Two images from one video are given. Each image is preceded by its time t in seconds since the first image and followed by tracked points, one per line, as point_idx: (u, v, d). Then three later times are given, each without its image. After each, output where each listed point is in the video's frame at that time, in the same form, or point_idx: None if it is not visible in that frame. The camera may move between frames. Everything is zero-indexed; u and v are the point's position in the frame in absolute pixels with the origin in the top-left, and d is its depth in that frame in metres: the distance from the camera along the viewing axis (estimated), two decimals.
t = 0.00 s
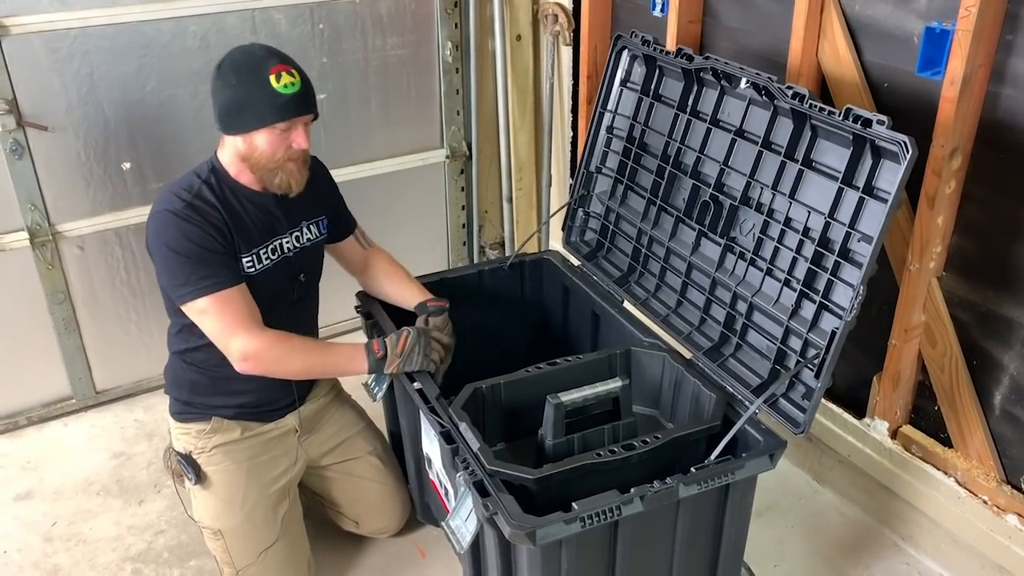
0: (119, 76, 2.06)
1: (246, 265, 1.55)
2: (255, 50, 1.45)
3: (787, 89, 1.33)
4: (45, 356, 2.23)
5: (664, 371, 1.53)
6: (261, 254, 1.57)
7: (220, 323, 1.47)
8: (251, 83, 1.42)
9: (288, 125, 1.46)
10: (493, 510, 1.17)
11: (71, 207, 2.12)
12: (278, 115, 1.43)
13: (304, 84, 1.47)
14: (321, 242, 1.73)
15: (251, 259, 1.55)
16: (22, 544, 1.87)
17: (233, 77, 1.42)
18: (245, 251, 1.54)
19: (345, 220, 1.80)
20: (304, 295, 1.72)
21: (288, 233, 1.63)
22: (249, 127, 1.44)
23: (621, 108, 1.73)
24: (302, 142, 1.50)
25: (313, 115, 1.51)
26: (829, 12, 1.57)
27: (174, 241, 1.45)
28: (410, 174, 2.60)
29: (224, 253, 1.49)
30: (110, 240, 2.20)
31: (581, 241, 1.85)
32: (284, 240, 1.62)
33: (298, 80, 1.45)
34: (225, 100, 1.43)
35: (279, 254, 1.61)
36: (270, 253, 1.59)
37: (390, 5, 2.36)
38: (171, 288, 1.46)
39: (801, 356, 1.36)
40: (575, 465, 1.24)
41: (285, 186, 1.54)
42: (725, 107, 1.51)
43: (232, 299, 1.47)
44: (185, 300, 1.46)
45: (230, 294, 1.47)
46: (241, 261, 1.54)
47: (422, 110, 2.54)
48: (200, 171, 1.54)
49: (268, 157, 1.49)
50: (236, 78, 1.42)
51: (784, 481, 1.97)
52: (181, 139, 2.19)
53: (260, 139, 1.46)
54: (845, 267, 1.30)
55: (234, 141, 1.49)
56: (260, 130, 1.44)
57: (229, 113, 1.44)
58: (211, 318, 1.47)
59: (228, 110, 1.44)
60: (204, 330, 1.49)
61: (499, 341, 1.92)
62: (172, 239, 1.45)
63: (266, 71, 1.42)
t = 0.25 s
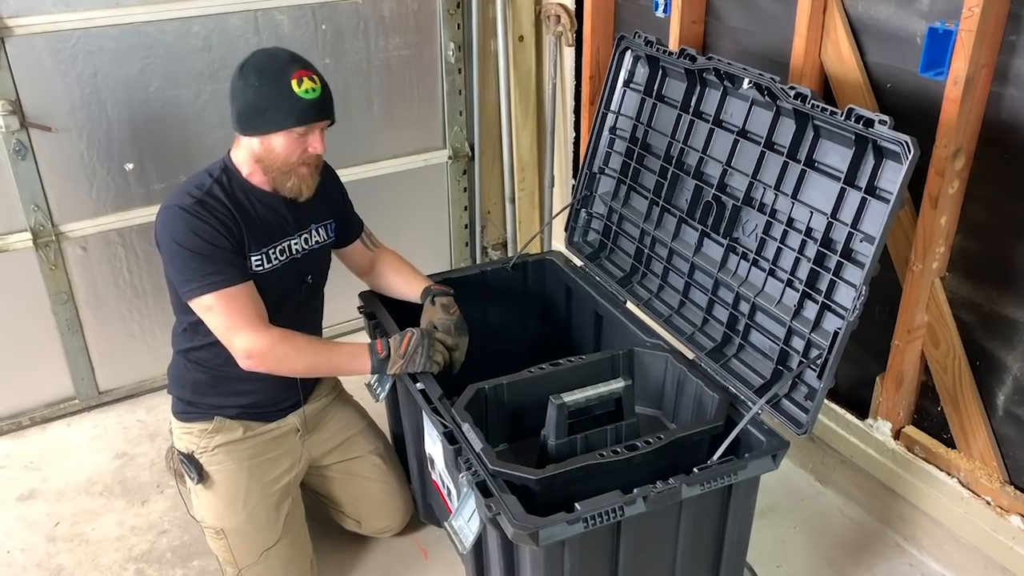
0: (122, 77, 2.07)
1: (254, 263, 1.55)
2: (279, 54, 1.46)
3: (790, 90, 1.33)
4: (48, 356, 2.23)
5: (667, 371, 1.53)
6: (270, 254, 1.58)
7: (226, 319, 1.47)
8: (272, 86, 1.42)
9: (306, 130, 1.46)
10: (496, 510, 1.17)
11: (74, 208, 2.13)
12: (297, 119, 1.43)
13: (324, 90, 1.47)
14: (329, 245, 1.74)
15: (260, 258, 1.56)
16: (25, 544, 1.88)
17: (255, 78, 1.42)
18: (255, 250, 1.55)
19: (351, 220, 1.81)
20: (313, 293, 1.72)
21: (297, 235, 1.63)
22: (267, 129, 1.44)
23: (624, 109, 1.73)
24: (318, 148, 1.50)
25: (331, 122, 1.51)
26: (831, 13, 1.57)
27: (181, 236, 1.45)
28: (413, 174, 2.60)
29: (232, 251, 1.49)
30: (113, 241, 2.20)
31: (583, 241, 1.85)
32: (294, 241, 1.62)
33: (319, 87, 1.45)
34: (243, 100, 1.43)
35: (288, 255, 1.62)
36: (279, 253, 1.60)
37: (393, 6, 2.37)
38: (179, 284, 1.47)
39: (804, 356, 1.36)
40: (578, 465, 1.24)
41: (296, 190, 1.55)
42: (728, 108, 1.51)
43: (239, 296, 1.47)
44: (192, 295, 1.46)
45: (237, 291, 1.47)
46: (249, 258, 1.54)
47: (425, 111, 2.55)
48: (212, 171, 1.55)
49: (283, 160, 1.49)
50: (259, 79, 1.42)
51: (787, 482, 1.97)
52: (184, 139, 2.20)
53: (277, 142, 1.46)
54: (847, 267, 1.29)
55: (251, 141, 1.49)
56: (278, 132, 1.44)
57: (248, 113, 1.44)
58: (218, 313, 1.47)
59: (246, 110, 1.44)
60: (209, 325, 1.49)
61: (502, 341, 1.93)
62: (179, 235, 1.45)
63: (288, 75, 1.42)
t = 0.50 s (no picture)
0: (124, 77, 2.07)
1: (260, 259, 1.55)
2: (296, 54, 1.46)
3: (793, 90, 1.33)
4: (50, 356, 2.23)
5: (669, 372, 1.53)
6: (275, 250, 1.58)
7: (230, 316, 1.47)
8: (285, 84, 1.42)
9: (316, 129, 1.46)
10: (499, 510, 1.17)
11: (76, 208, 2.13)
12: (308, 119, 1.43)
13: (337, 92, 1.48)
14: (333, 244, 1.74)
15: (266, 255, 1.56)
16: (28, 544, 1.88)
17: (270, 76, 1.43)
18: (261, 247, 1.55)
19: (353, 219, 1.80)
20: (312, 296, 1.72)
21: (302, 232, 1.63)
22: (278, 125, 1.44)
23: (626, 109, 1.73)
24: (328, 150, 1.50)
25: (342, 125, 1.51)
26: (834, 13, 1.57)
27: (189, 232, 1.45)
28: (415, 175, 2.60)
29: (240, 248, 1.49)
30: (115, 241, 2.20)
31: (585, 241, 1.85)
32: (299, 239, 1.62)
33: (332, 89, 1.46)
34: (256, 96, 1.44)
35: (293, 253, 1.62)
36: (284, 251, 1.60)
37: (395, 6, 2.37)
38: (186, 280, 1.46)
39: (807, 357, 1.36)
40: (580, 465, 1.24)
41: (303, 188, 1.55)
42: (731, 108, 1.51)
43: (244, 293, 1.47)
44: (197, 292, 1.46)
45: (242, 288, 1.47)
46: (256, 255, 1.54)
47: (427, 111, 2.55)
48: (219, 167, 1.55)
49: (292, 157, 1.49)
50: (273, 77, 1.43)
51: (789, 483, 1.97)
52: (186, 139, 2.20)
53: (287, 140, 1.47)
54: (850, 268, 1.29)
55: (262, 137, 1.49)
56: (288, 129, 1.44)
57: (260, 109, 1.44)
58: (222, 310, 1.47)
59: (257, 106, 1.44)
60: (213, 321, 1.49)
61: (504, 341, 1.93)
62: (188, 231, 1.45)
63: (303, 75, 1.43)
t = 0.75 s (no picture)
0: (128, 76, 2.07)
1: (269, 261, 1.56)
2: (297, 48, 1.48)
3: (797, 90, 1.33)
4: (53, 355, 2.24)
5: (672, 372, 1.53)
6: (284, 250, 1.59)
7: (231, 318, 1.46)
8: (290, 78, 1.43)
9: (325, 118, 1.47)
10: (501, 510, 1.17)
11: (80, 207, 2.13)
12: (316, 107, 1.44)
13: (341, 81, 1.49)
14: (338, 242, 1.75)
15: (275, 256, 1.57)
16: (31, 542, 1.88)
17: (275, 71, 1.44)
18: (270, 248, 1.56)
19: (358, 217, 1.81)
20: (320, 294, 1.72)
21: (309, 231, 1.64)
22: (286, 120, 1.45)
23: (630, 109, 1.73)
24: (338, 139, 1.51)
25: (348, 113, 1.52)
26: (837, 13, 1.57)
27: (202, 233, 1.45)
28: (418, 174, 2.60)
29: (251, 250, 1.49)
30: (118, 240, 2.21)
31: (588, 241, 1.85)
32: (307, 237, 1.64)
33: (336, 76, 1.47)
34: (264, 93, 1.45)
35: (302, 251, 1.63)
36: (294, 250, 1.61)
37: (398, 5, 2.37)
38: (195, 281, 1.46)
39: (810, 357, 1.36)
40: (582, 465, 1.24)
41: (313, 184, 1.55)
42: (734, 108, 1.51)
43: (243, 295, 1.46)
44: (202, 294, 1.46)
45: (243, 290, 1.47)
46: (266, 257, 1.55)
47: (429, 111, 2.55)
48: (231, 166, 1.55)
49: (303, 151, 1.49)
50: (279, 72, 1.44)
51: (792, 483, 1.96)
52: (189, 138, 2.20)
53: (296, 132, 1.47)
54: (853, 268, 1.29)
55: (270, 135, 1.50)
56: (298, 121, 1.45)
57: (267, 106, 1.45)
58: (223, 313, 1.46)
59: (265, 103, 1.45)
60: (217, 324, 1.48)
61: (506, 341, 1.92)
62: (201, 232, 1.45)
63: (306, 67, 1.44)
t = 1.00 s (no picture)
0: (129, 74, 2.07)
1: (281, 257, 1.56)
2: (308, 46, 1.48)
3: (799, 89, 1.33)
4: (55, 353, 2.24)
5: (673, 371, 1.53)
6: (295, 247, 1.59)
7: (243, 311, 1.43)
8: (300, 76, 1.43)
9: (337, 116, 1.47)
10: (502, 509, 1.17)
11: (81, 205, 2.13)
12: (327, 105, 1.44)
13: (352, 78, 1.49)
14: (346, 240, 1.75)
15: (287, 252, 1.57)
16: (31, 540, 1.88)
17: (286, 69, 1.44)
18: (282, 244, 1.56)
19: (363, 214, 1.81)
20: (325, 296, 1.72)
21: (319, 228, 1.64)
22: (298, 117, 1.45)
23: (631, 107, 1.73)
24: (350, 136, 1.51)
25: (360, 110, 1.52)
26: (840, 12, 1.57)
27: (218, 226, 1.44)
28: (419, 173, 2.60)
29: (264, 244, 1.49)
30: (119, 238, 2.20)
31: (589, 240, 1.84)
32: (317, 234, 1.64)
33: (347, 74, 1.47)
34: (274, 91, 1.46)
35: (311, 248, 1.63)
36: (304, 247, 1.61)
37: (399, 4, 2.36)
38: (209, 273, 1.45)
39: (811, 356, 1.36)
40: (583, 464, 1.24)
41: (328, 180, 1.55)
42: (735, 107, 1.51)
43: (254, 287, 1.44)
44: (215, 289, 1.44)
45: (254, 282, 1.45)
46: (278, 253, 1.55)
47: (431, 109, 2.54)
48: (244, 161, 1.54)
49: (316, 148, 1.49)
50: (289, 70, 1.44)
51: (793, 483, 1.96)
52: (190, 136, 2.20)
53: (309, 130, 1.47)
54: (855, 267, 1.29)
55: (284, 133, 1.50)
56: (310, 120, 1.45)
57: (278, 103, 1.46)
58: (236, 308, 1.44)
59: (276, 101, 1.46)
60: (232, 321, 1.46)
61: (507, 340, 1.92)
62: (218, 225, 1.44)
63: (316, 64, 1.44)
